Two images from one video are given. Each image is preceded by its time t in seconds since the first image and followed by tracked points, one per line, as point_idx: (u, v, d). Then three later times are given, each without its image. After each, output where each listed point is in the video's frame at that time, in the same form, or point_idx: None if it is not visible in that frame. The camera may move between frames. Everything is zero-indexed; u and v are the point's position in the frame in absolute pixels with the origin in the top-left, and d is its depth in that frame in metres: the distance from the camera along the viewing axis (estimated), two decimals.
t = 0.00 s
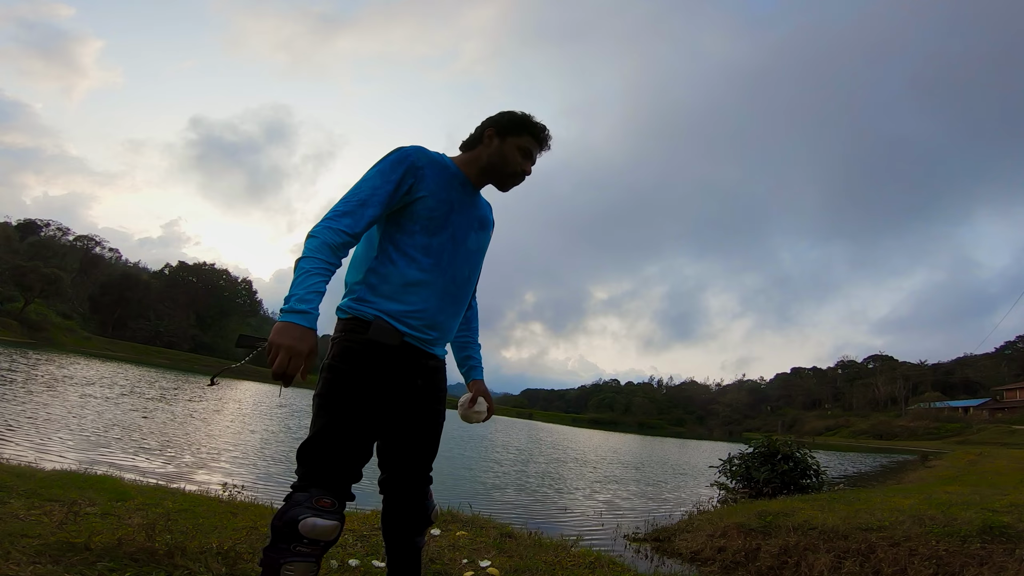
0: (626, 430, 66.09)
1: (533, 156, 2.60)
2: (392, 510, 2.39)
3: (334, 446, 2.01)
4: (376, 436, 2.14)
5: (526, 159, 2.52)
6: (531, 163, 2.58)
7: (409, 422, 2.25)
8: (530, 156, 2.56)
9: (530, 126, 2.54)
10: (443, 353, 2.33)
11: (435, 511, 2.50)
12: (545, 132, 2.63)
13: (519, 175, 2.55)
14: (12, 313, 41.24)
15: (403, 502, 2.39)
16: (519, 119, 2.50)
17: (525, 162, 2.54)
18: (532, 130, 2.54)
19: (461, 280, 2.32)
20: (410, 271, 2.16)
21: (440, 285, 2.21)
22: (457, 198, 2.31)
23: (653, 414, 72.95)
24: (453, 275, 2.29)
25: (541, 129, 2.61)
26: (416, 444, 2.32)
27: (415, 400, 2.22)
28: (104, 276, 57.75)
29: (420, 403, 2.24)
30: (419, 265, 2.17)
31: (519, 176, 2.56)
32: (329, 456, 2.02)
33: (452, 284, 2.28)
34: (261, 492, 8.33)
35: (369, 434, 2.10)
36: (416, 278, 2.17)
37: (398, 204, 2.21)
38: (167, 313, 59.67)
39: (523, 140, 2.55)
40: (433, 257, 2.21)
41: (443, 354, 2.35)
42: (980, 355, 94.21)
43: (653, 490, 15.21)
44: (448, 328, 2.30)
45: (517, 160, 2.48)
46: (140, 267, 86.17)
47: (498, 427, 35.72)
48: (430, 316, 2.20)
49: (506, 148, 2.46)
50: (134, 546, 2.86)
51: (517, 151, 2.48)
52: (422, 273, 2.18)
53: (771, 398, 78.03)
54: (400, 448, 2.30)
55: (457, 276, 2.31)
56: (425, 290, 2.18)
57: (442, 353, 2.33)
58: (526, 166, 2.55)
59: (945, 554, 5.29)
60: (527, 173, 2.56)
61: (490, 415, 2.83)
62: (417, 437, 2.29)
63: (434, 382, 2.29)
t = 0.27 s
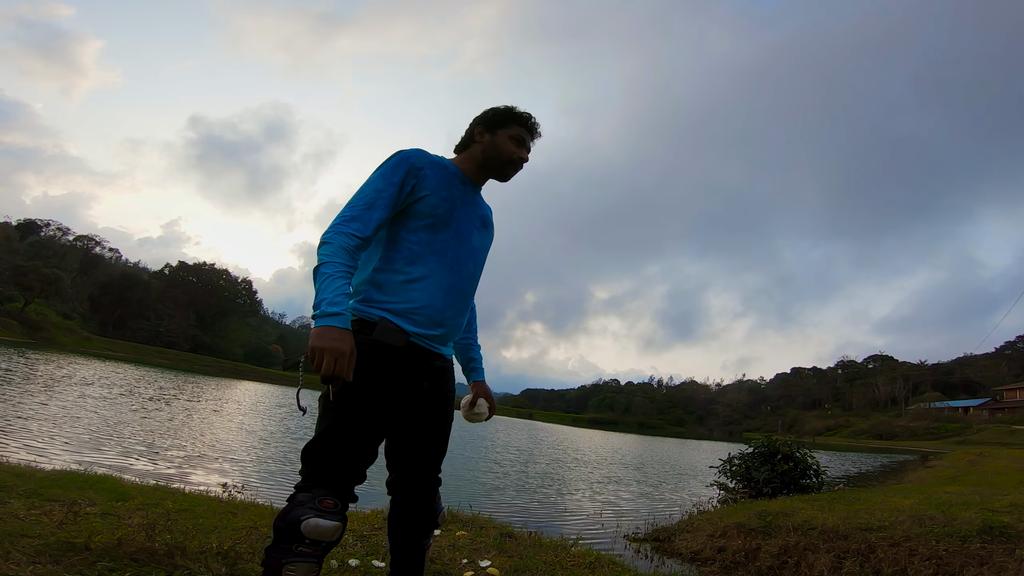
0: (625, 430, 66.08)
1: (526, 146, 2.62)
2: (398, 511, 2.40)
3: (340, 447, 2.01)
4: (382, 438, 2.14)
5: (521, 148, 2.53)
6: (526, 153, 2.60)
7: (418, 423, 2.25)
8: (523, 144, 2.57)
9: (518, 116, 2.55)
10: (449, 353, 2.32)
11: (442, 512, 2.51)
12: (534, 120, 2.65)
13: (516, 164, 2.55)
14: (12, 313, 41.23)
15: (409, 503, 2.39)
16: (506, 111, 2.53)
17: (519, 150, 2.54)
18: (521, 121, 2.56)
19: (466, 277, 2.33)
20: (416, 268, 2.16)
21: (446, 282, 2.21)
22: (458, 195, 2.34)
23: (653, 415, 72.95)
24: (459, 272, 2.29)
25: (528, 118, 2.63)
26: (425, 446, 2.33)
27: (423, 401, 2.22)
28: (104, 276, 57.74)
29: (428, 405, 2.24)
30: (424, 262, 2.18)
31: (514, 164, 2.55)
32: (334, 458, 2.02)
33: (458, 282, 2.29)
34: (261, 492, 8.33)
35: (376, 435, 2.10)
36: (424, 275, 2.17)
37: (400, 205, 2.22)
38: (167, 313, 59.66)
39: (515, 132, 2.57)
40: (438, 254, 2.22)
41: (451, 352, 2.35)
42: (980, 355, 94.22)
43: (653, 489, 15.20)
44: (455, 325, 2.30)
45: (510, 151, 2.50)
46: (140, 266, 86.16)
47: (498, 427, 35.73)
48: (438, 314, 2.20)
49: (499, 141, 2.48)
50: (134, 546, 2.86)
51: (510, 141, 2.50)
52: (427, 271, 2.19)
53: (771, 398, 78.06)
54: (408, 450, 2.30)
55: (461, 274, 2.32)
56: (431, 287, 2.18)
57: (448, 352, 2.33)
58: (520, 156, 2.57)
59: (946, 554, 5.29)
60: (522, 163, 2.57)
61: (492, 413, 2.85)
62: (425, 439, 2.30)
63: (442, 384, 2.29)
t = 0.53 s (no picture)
0: (626, 430, 66.12)
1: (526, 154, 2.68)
2: (418, 516, 2.40)
3: (362, 452, 2.04)
4: (401, 443, 2.16)
5: (520, 155, 2.59)
6: (525, 161, 2.67)
7: (439, 427, 2.26)
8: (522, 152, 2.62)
9: (514, 124, 2.62)
10: (469, 358, 2.35)
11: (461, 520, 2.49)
12: (530, 129, 2.72)
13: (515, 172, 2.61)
14: (12, 313, 41.25)
15: (429, 507, 2.39)
16: (502, 121, 2.60)
17: (517, 156, 2.60)
18: (518, 130, 2.63)
19: (481, 281, 2.38)
20: (432, 273, 2.20)
21: (463, 285, 2.25)
22: (469, 204, 2.41)
23: (653, 415, 72.97)
24: (475, 276, 2.34)
25: (524, 125, 2.70)
26: (447, 451, 2.33)
27: (443, 405, 2.22)
28: (104, 276, 57.74)
29: (448, 410, 2.25)
30: (440, 267, 2.22)
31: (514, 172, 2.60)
32: (353, 461, 2.05)
33: (475, 286, 2.34)
34: (262, 492, 8.36)
35: (396, 441, 2.13)
36: (442, 279, 2.21)
37: (416, 216, 2.27)
38: (167, 313, 59.68)
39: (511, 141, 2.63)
40: (453, 260, 2.27)
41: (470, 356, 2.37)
42: (980, 355, 94.25)
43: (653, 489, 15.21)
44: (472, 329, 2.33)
45: (508, 157, 2.56)
46: (140, 267, 86.23)
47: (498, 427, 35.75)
48: (456, 317, 2.23)
49: (499, 151, 2.55)
50: (134, 546, 2.86)
51: (508, 150, 2.56)
52: (445, 275, 2.23)
53: (771, 398, 78.08)
54: (427, 454, 2.31)
55: (476, 278, 2.36)
56: (448, 292, 2.21)
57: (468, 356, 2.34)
58: (520, 164, 2.63)
59: (946, 554, 5.29)
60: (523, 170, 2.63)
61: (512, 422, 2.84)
62: (446, 443, 2.30)
63: (463, 388, 2.29)
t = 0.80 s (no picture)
0: (626, 430, 66.08)
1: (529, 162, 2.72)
2: (425, 519, 2.40)
3: (382, 452, 2.09)
4: (421, 443, 2.19)
5: (518, 163, 2.61)
6: (528, 169, 2.70)
7: (456, 429, 2.28)
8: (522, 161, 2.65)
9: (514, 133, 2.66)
10: (487, 361, 2.38)
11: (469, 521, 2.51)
12: (532, 137, 2.76)
13: (517, 180, 2.64)
14: (12, 313, 41.24)
15: (438, 512, 2.38)
16: (502, 133, 2.65)
17: (517, 166, 2.64)
18: (519, 141, 2.67)
19: (494, 287, 2.40)
20: (448, 280, 2.25)
21: (478, 290, 2.29)
22: (480, 213, 2.45)
23: (653, 415, 72.98)
24: (489, 281, 2.38)
25: (525, 134, 2.72)
26: (461, 453, 2.34)
27: (461, 406, 2.25)
28: (104, 276, 57.71)
29: (465, 412, 2.27)
30: (453, 275, 2.26)
31: (516, 182, 2.64)
32: (375, 461, 2.09)
33: (490, 291, 2.37)
34: (262, 492, 8.37)
35: (417, 443, 2.16)
36: (456, 286, 2.26)
37: (428, 228, 2.32)
38: (167, 313, 59.67)
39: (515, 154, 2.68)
40: (467, 267, 2.30)
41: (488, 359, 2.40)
42: (980, 355, 94.27)
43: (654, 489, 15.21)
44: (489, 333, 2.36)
45: (508, 167, 2.60)
46: (140, 266, 86.17)
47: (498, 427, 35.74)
48: (473, 321, 2.27)
49: (500, 163, 2.60)
50: (135, 545, 2.86)
51: (507, 161, 2.61)
52: (460, 281, 2.27)
53: (771, 399, 78.11)
54: (445, 456, 2.32)
55: (491, 283, 2.40)
56: (463, 297, 2.26)
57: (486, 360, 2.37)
58: (522, 173, 2.66)
59: (945, 554, 5.29)
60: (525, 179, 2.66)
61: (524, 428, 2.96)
62: (461, 445, 2.31)
63: (479, 389, 2.31)
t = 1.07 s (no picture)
0: (626, 430, 66.10)
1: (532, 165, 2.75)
2: (423, 521, 2.41)
3: (399, 447, 2.12)
4: (433, 441, 2.22)
5: (514, 165, 2.63)
6: (531, 172, 2.72)
7: (462, 427, 2.30)
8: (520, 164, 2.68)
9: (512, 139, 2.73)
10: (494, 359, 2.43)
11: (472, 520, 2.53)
12: (536, 140, 2.80)
13: (514, 183, 2.65)
14: (12, 313, 41.25)
15: (443, 512, 2.40)
16: (502, 140, 2.74)
17: (516, 168, 2.66)
18: (519, 144, 2.72)
19: (499, 287, 2.47)
20: (450, 282, 2.35)
21: (481, 290, 2.38)
22: (483, 217, 2.53)
23: (653, 415, 72.98)
24: (494, 281, 2.44)
25: (525, 136, 2.74)
26: (465, 453, 2.35)
27: (468, 402, 2.28)
28: (104, 276, 57.71)
29: (470, 411, 2.30)
30: (457, 276, 2.35)
31: (515, 184, 2.65)
32: (388, 458, 2.12)
33: (494, 293, 2.44)
34: (261, 492, 8.37)
35: (430, 439, 2.20)
36: (458, 288, 2.35)
37: (434, 234, 2.45)
38: (167, 313, 59.68)
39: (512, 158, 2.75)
40: (469, 269, 2.40)
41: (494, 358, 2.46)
42: (980, 355, 94.27)
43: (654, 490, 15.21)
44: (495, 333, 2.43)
45: (505, 170, 2.64)
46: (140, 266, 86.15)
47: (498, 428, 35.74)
48: (476, 321, 2.33)
49: (499, 168, 2.65)
50: (135, 546, 2.86)
51: (504, 165, 2.65)
52: (462, 283, 2.37)
53: (771, 399, 78.14)
54: (452, 457, 2.33)
55: (497, 284, 2.47)
56: (466, 297, 2.34)
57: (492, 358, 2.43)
58: (523, 176, 2.68)
59: (945, 554, 5.30)
60: (527, 181, 2.67)
61: (534, 431, 3.01)
62: (465, 443, 2.32)
63: (485, 384, 2.35)
